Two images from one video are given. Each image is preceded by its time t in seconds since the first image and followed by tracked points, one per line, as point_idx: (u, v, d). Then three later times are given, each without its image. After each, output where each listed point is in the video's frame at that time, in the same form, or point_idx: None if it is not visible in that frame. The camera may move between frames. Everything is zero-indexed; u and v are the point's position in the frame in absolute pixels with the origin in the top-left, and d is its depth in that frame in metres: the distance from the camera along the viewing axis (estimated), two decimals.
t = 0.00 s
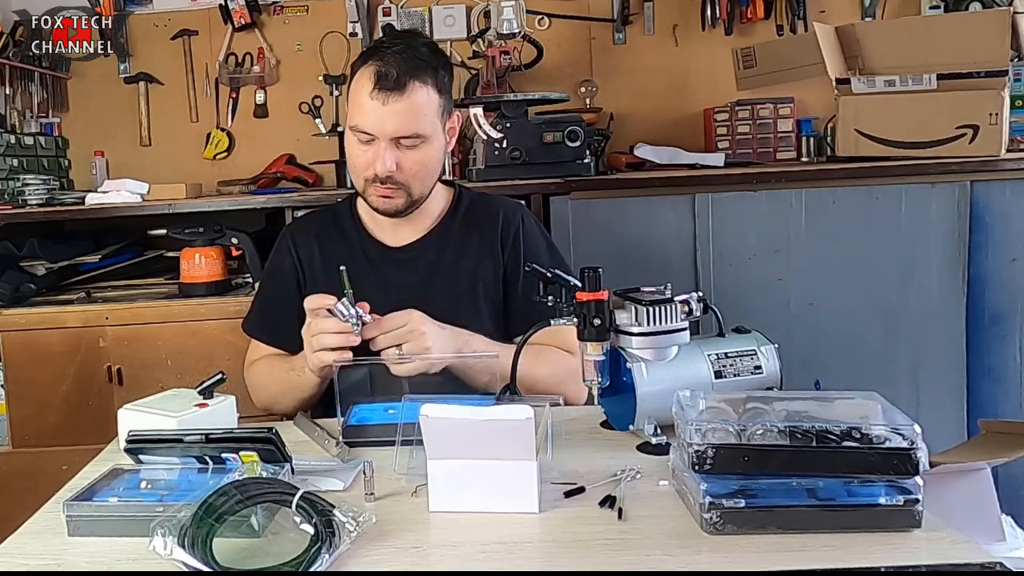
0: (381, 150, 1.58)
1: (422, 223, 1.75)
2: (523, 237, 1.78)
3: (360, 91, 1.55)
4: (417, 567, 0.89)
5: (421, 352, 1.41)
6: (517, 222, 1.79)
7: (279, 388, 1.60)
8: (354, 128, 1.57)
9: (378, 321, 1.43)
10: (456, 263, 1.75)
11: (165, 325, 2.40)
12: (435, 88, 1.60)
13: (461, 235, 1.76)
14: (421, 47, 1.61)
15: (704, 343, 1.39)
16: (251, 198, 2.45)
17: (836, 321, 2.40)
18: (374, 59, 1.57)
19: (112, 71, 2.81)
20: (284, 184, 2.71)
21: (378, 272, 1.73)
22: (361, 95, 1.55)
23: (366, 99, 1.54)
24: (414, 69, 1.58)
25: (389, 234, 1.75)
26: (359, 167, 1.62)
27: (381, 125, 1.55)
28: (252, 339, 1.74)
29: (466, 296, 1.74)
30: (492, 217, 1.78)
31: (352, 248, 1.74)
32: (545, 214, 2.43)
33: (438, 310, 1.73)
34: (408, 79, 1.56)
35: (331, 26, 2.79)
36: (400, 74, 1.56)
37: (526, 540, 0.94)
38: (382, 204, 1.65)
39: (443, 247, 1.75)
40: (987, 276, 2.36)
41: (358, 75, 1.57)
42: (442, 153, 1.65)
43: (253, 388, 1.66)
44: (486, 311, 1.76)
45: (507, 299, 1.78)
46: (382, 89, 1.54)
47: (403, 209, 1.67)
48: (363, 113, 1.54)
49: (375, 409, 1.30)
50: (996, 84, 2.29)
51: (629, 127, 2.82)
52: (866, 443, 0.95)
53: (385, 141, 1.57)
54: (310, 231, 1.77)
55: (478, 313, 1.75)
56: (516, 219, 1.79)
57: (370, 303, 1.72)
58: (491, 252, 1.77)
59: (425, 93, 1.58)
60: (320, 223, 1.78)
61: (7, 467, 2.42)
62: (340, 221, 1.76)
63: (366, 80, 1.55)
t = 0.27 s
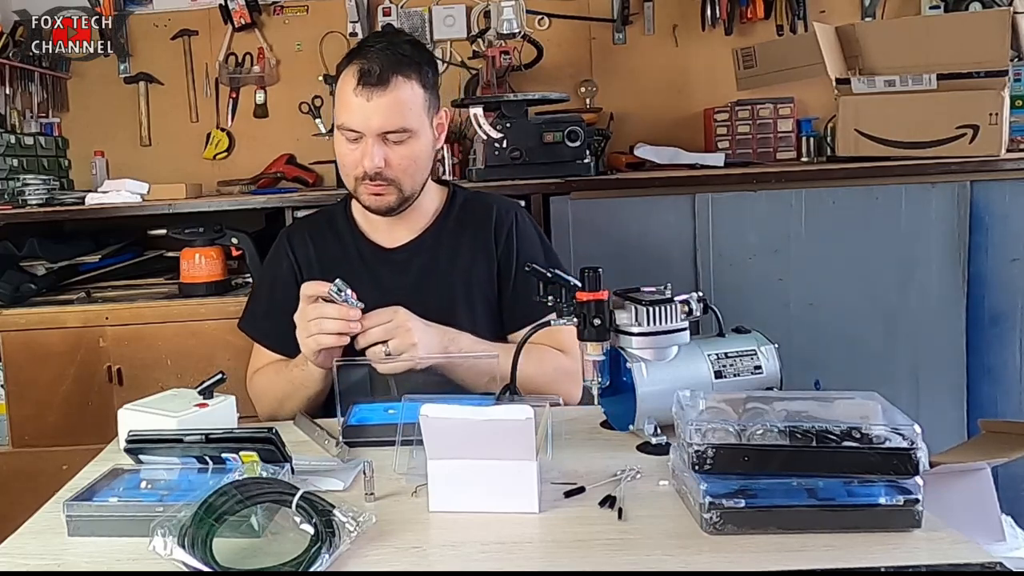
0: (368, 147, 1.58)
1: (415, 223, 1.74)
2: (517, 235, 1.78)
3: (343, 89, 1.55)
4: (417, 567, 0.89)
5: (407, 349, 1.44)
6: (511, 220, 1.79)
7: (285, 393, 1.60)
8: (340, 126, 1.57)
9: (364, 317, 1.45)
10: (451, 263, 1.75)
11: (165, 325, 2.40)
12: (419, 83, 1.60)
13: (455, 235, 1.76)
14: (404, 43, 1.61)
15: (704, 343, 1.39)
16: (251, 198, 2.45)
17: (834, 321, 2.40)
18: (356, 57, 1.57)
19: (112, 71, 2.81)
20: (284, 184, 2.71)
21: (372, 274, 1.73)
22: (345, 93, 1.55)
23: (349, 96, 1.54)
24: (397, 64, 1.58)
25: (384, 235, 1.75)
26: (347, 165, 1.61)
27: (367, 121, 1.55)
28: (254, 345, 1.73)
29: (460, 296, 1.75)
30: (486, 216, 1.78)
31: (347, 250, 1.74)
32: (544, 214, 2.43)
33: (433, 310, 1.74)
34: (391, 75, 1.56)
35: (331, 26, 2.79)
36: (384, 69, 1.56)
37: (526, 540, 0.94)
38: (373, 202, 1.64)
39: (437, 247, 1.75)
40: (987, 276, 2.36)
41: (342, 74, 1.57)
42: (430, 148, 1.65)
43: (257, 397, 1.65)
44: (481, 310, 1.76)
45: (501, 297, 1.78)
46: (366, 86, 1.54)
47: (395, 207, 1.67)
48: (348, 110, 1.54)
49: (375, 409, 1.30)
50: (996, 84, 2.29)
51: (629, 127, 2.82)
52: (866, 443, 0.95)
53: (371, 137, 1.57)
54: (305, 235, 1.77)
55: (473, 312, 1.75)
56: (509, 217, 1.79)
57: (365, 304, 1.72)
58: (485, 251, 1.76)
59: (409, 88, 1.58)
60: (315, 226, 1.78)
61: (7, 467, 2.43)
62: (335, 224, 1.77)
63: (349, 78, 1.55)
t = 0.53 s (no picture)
0: (365, 149, 1.58)
1: (413, 223, 1.74)
2: (514, 234, 1.78)
3: (340, 92, 1.55)
4: (417, 567, 0.89)
5: (406, 351, 1.43)
6: (508, 219, 1.79)
7: (281, 393, 1.60)
8: (338, 129, 1.57)
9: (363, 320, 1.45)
10: (449, 263, 1.75)
11: (165, 325, 2.40)
12: (416, 85, 1.60)
13: (453, 236, 1.76)
14: (401, 45, 1.61)
15: (704, 343, 1.39)
16: (251, 198, 2.45)
17: (832, 322, 2.40)
18: (353, 60, 1.58)
19: (112, 71, 2.81)
20: (284, 184, 2.71)
21: (370, 275, 1.73)
22: (341, 96, 1.55)
23: (346, 99, 1.55)
24: (394, 67, 1.58)
25: (381, 237, 1.75)
26: (344, 168, 1.62)
27: (364, 124, 1.55)
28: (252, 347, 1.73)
29: (458, 297, 1.75)
30: (482, 215, 1.79)
31: (344, 251, 1.74)
32: (544, 214, 2.43)
33: (432, 311, 1.74)
34: (388, 77, 1.56)
35: (331, 26, 2.79)
36: (380, 72, 1.56)
37: (526, 540, 0.94)
38: (372, 203, 1.64)
39: (434, 248, 1.75)
40: (987, 276, 2.36)
41: (339, 76, 1.57)
42: (427, 150, 1.65)
43: (254, 399, 1.65)
44: (479, 311, 1.76)
45: (499, 298, 1.78)
46: (362, 88, 1.54)
47: (393, 209, 1.67)
48: (345, 113, 1.55)
49: (375, 409, 1.30)
50: (996, 84, 2.29)
51: (629, 127, 2.82)
52: (866, 443, 0.95)
53: (369, 140, 1.57)
54: (302, 236, 1.77)
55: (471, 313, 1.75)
56: (506, 216, 1.80)
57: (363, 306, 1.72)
58: (482, 250, 1.76)
59: (407, 90, 1.58)
60: (312, 228, 1.78)
61: (7, 467, 2.43)
62: (332, 227, 1.76)
63: (346, 80, 1.56)
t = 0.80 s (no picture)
0: (363, 150, 1.58)
1: (413, 224, 1.74)
2: (515, 234, 1.79)
3: (338, 93, 1.55)
4: (417, 567, 0.89)
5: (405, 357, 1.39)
6: (508, 219, 1.80)
7: (280, 392, 1.60)
8: (336, 130, 1.57)
9: (364, 327, 1.43)
10: (449, 264, 1.75)
11: (165, 325, 2.40)
12: (415, 85, 1.60)
13: (453, 236, 1.76)
14: (399, 46, 1.61)
15: (704, 343, 1.39)
16: (251, 198, 2.45)
17: (832, 323, 2.40)
18: (351, 61, 1.58)
19: (112, 71, 2.81)
20: (284, 184, 2.70)
21: (369, 275, 1.73)
22: (339, 97, 1.55)
23: (344, 100, 1.55)
24: (392, 67, 1.58)
25: (382, 238, 1.75)
26: (343, 168, 1.62)
27: (362, 124, 1.55)
28: (252, 347, 1.73)
29: (458, 297, 1.75)
30: (483, 216, 1.79)
31: (344, 252, 1.74)
32: (544, 214, 2.43)
33: (432, 311, 1.74)
34: (386, 77, 1.57)
35: (331, 26, 2.79)
36: (378, 72, 1.56)
37: (527, 540, 0.94)
38: (371, 204, 1.64)
39: (435, 248, 1.75)
40: (987, 276, 2.36)
41: (337, 77, 1.57)
42: (426, 150, 1.65)
43: (254, 399, 1.65)
44: (479, 311, 1.76)
45: (499, 298, 1.78)
46: (360, 89, 1.54)
47: (392, 210, 1.67)
48: (343, 114, 1.55)
49: (375, 409, 1.30)
50: (996, 84, 2.29)
51: (629, 127, 2.82)
52: (866, 443, 0.95)
53: (368, 141, 1.57)
54: (302, 237, 1.77)
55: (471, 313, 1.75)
56: (506, 217, 1.80)
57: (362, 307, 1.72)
58: (483, 250, 1.77)
59: (405, 90, 1.58)
60: (312, 228, 1.78)
61: (7, 467, 2.43)
62: (333, 228, 1.76)
63: (343, 81, 1.56)
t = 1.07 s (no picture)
0: (368, 151, 1.58)
1: (414, 224, 1.74)
2: (516, 234, 1.79)
3: (342, 95, 1.55)
4: (417, 567, 0.89)
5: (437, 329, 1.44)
6: (510, 219, 1.80)
7: (274, 388, 1.60)
8: (340, 132, 1.56)
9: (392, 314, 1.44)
10: (450, 264, 1.75)
11: (165, 325, 2.40)
12: (418, 86, 1.60)
13: (454, 237, 1.76)
14: (400, 46, 1.61)
15: (704, 343, 1.39)
16: (250, 198, 2.45)
17: (832, 323, 2.40)
18: (353, 62, 1.57)
19: (112, 71, 2.81)
20: (284, 184, 2.70)
21: (370, 275, 1.73)
22: (343, 99, 1.55)
23: (349, 102, 1.54)
24: (395, 68, 1.58)
25: (382, 238, 1.75)
26: (347, 169, 1.62)
27: (367, 126, 1.55)
28: (252, 347, 1.73)
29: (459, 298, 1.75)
30: (485, 216, 1.79)
31: (345, 252, 1.74)
32: (544, 214, 2.43)
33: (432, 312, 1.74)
34: (390, 78, 1.56)
35: (331, 26, 2.79)
36: (382, 73, 1.56)
37: (526, 540, 0.94)
38: (375, 204, 1.64)
39: (435, 249, 1.75)
40: (988, 276, 2.36)
41: (339, 78, 1.57)
42: (429, 150, 1.65)
43: (250, 396, 1.64)
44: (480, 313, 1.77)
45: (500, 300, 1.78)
46: (365, 90, 1.54)
47: (396, 209, 1.67)
48: (348, 115, 1.54)
49: (374, 409, 1.31)
50: (996, 84, 2.29)
51: (629, 127, 2.82)
52: (866, 443, 0.95)
53: (373, 142, 1.57)
54: (302, 237, 1.77)
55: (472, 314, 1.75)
56: (507, 218, 1.80)
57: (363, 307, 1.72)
58: (485, 250, 1.77)
59: (410, 91, 1.58)
60: (313, 228, 1.78)
61: (7, 467, 2.43)
62: (334, 228, 1.76)
63: (346, 82, 1.55)
